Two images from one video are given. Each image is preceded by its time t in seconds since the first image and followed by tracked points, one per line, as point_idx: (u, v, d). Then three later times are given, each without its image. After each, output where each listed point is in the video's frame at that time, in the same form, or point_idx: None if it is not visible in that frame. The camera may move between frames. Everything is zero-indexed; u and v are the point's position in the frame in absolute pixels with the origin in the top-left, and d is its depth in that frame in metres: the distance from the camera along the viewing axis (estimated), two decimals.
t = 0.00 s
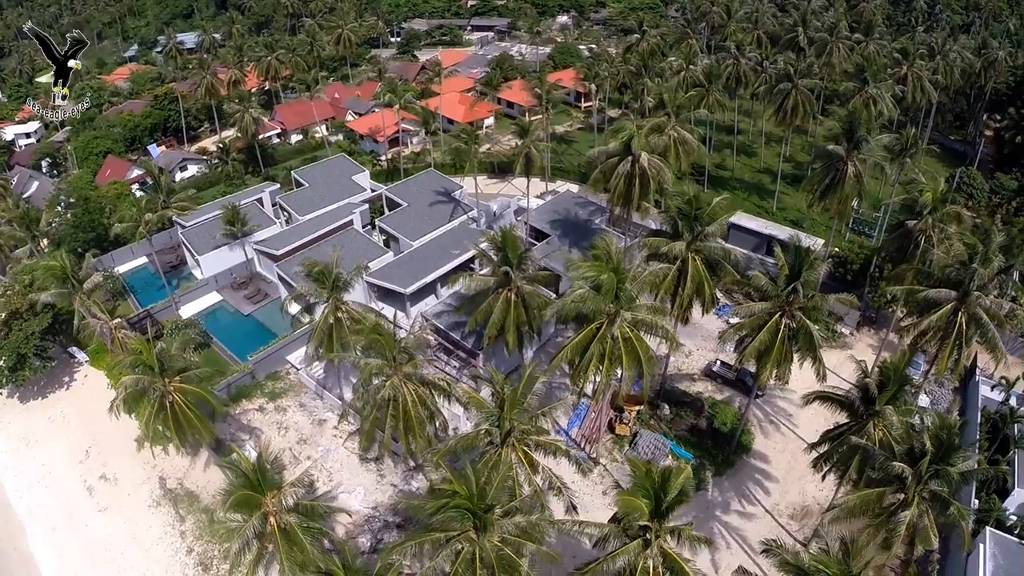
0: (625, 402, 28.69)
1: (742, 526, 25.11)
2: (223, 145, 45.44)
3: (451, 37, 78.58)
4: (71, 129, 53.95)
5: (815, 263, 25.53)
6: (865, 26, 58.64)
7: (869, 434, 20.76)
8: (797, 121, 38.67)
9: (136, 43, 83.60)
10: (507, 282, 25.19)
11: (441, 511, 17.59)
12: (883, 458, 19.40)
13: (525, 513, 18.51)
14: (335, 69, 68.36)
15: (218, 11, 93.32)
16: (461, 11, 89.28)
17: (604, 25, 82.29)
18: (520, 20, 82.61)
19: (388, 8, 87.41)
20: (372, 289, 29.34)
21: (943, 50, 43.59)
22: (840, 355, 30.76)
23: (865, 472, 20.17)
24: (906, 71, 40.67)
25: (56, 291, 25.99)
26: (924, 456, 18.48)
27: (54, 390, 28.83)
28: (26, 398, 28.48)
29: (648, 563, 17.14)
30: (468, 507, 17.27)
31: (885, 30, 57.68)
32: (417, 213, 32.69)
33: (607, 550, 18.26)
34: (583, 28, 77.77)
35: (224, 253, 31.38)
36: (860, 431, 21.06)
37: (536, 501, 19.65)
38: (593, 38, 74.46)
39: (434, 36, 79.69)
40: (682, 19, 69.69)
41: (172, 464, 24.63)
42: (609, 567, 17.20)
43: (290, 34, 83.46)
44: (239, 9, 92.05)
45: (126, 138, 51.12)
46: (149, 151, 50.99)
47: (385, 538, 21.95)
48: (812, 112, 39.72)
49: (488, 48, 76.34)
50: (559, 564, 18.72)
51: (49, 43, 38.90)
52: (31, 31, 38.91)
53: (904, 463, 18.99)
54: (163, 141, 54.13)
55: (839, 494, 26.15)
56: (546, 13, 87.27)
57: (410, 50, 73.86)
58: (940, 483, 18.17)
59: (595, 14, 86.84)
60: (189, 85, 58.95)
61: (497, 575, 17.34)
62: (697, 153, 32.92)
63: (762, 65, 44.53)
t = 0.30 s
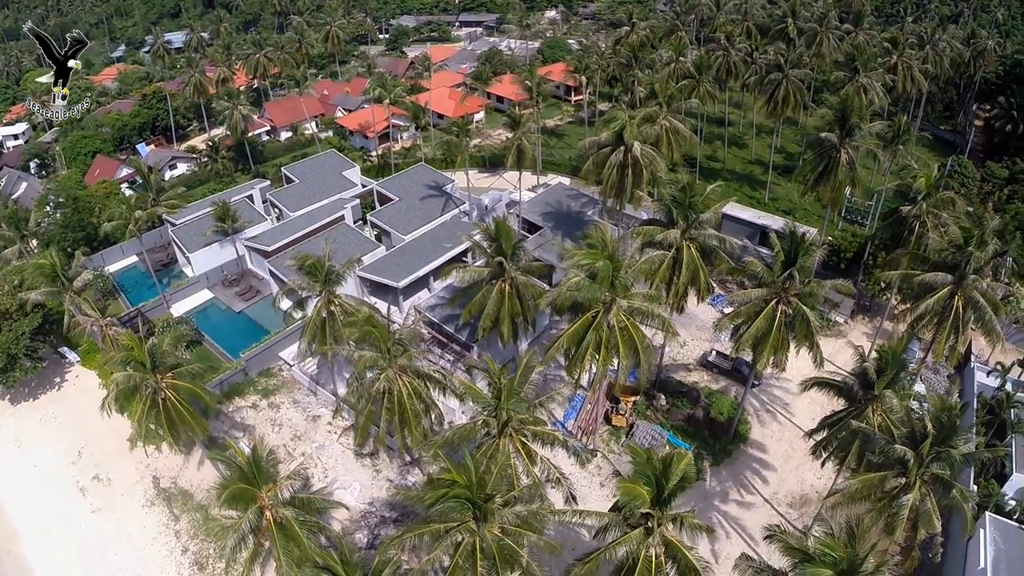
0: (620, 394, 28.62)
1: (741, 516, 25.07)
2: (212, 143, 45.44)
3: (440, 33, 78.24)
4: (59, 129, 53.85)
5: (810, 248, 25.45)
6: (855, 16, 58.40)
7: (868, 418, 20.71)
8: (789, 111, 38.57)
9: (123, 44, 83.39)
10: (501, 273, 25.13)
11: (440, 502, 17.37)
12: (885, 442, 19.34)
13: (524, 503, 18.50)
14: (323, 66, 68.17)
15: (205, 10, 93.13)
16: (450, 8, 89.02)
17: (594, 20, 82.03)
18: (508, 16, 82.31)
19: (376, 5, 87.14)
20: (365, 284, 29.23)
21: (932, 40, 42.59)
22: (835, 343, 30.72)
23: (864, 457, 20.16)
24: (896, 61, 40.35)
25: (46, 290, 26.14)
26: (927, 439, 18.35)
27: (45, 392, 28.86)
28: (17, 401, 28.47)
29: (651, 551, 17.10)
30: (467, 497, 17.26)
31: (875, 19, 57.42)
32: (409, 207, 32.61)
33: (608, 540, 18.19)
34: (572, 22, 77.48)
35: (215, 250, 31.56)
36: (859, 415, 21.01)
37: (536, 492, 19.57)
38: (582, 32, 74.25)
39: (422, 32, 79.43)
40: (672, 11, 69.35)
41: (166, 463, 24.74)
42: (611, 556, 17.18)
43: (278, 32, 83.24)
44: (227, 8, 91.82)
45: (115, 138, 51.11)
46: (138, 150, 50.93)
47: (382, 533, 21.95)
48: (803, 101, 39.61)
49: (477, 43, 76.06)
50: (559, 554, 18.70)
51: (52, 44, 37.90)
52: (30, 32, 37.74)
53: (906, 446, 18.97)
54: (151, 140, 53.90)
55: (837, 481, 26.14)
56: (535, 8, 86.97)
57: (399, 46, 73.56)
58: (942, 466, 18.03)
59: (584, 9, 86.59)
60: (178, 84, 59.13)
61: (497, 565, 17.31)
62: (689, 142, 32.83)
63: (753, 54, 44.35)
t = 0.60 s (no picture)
0: (610, 386, 28.57)
1: (734, 506, 25.02)
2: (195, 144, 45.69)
3: (422, 31, 78.16)
4: (41, 132, 53.68)
5: (798, 235, 25.49)
6: (836, 8, 58.63)
7: (861, 404, 20.63)
8: (772, 102, 38.62)
9: (103, 47, 83.10)
10: (489, 266, 25.08)
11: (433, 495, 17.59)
12: (877, 426, 19.42)
13: (516, 498, 18.55)
14: (306, 66, 68.08)
15: (187, 13, 92.86)
16: (432, 7, 89.00)
17: (576, 16, 82.09)
18: (491, 14, 82.33)
19: (359, 6, 87.07)
20: (351, 281, 29.18)
21: (915, 32, 43.31)
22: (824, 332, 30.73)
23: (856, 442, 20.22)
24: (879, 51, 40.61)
25: (30, 292, 26.45)
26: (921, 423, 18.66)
27: (30, 396, 28.84)
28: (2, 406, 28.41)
29: (646, 542, 17.00)
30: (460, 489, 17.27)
31: (856, 11, 57.67)
32: (394, 203, 32.62)
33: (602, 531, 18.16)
34: (554, 19, 77.56)
35: (198, 250, 31.41)
36: (851, 400, 20.99)
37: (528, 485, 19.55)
38: (564, 28, 74.32)
39: (405, 31, 79.30)
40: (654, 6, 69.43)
41: (154, 465, 24.85)
42: (606, 546, 17.11)
43: (260, 33, 83.09)
44: (209, 10, 91.57)
45: (97, 140, 51.05)
46: (120, 152, 50.84)
47: (372, 531, 21.93)
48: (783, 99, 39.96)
49: (461, 41, 76.09)
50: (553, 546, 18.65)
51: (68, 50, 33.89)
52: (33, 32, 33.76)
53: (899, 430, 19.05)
54: (134, 143, 53.53)
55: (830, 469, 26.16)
56: (517, 6, 87.07)
57: (381, 45, 73.55)
58: (936, 450, 18.50)
59: (566, 6, 86.73)
60: (161, 86, 59.51)
61: (492, 558, 17.28)
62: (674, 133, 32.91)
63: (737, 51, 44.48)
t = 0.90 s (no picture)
0: (592, 383, 28.88)
1: (719, 499, 25.01)
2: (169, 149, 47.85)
3: (394, 34, 77.95)
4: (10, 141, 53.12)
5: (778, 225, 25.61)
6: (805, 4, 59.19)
7: (845, 392, 20.54)
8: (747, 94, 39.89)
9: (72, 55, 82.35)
10: (467, 265, 25.15)
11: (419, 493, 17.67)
12: (862, 412, 19.48)
13: (500, 495, 18.43)
14: (278, 70, 67.86)
15: (156, 18, 92.09)
16: (404, 9, 89.02)
17: (548, 16, 82.22)
18: (463, 15, 82.43)
19: (331, 10, 86.92)
20: (327, 284, 29.08)
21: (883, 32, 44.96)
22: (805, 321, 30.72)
23: (841, 430, 20.36)
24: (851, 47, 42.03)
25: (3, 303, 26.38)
26: (904, 408, 18.89)
27: (7, 409, 28.71)
28: None
29: (635, 535, 16.69)
30: (443, 488, 17.25)
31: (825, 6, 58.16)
32: (368, 205, 32.64)
33: (589, 526, 18.13)
34: (526, 20, 77.66)
35: (175, 257, 31.58)
36: (835, 388, 20.95)
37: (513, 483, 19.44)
38: (536, 29, 74.39)
39: (376, 33, 79.05)
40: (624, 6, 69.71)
41: (133, 476, 24.93)
42: (594, 542, 16.92)
43: (231, 39, 82.64)
44: (179, 16, 91.09)
45: (68, 148, 50.73)
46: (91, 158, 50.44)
47: (356, 536, 21.90)
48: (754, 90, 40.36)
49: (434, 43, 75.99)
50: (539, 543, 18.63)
51: (74, 47, 32.28)
52: (31, 30, 32.08)
53: (884, 414, 19.22)
54: (107, 150, 51.56)
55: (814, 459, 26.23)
56: (489, 7, 87.16)
57: (353, 49, 73.30)
58: (921, 432, 18.52)
59: (539, 6, 87.03)
60: (132, 93, 59.33)
61: (478, 557, 17.11)
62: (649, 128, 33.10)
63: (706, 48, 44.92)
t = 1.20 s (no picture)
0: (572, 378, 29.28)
1: (706, 490, 24.79)
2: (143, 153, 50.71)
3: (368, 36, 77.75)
4: None
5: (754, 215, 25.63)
6: None
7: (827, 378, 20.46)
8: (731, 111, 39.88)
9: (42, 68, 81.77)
10: (444, 261, 25.30)
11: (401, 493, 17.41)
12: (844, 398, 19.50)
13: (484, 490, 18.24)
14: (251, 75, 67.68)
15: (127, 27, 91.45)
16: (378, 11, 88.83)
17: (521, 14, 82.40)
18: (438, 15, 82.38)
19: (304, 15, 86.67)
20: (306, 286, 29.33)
21: None
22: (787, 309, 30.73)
23: (822, 415, 20.43)
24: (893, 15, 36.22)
25: None
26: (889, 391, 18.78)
27: None
28: None
29: (622, 528, 15.81)
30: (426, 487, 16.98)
31: None
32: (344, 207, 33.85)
33: (574, 520, 17.76)
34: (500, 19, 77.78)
35: (147, 263, 32.11)
36: (815, 376, 20.96)
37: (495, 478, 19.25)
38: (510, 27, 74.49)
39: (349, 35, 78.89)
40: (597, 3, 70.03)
41: (114, 486, 24.69)
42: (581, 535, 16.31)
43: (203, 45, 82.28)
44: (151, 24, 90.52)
45: (42, 161, 50.53)
46: (64, 169, 50.22)
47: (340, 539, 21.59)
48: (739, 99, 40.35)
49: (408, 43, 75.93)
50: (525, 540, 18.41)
51: (72, 50, 31.81)
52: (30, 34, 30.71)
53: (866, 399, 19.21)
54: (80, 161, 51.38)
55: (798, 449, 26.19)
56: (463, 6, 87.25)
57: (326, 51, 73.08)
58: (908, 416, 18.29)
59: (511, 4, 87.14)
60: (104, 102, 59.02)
61: (464, 555, 16.62)
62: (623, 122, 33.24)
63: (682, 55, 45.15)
